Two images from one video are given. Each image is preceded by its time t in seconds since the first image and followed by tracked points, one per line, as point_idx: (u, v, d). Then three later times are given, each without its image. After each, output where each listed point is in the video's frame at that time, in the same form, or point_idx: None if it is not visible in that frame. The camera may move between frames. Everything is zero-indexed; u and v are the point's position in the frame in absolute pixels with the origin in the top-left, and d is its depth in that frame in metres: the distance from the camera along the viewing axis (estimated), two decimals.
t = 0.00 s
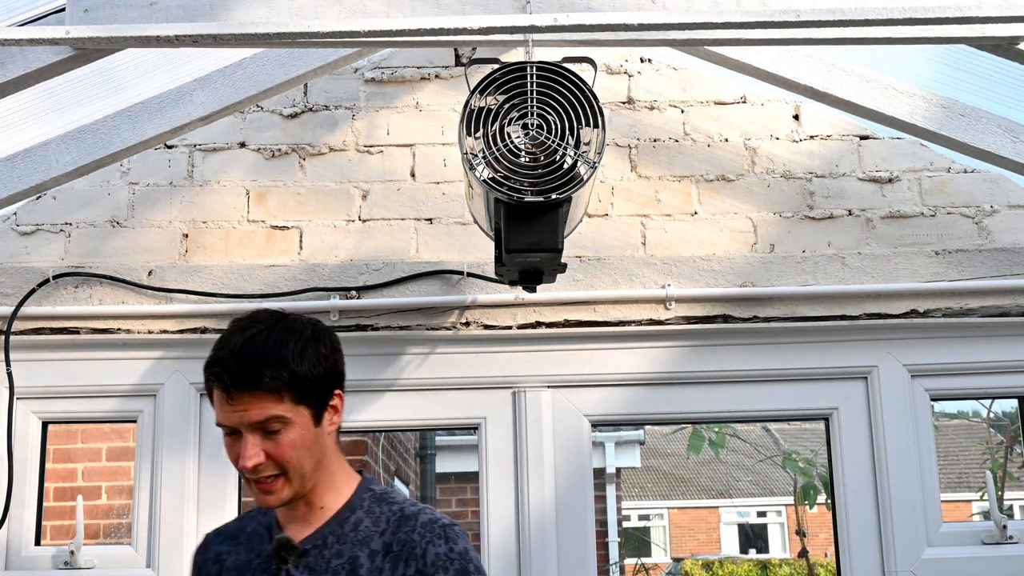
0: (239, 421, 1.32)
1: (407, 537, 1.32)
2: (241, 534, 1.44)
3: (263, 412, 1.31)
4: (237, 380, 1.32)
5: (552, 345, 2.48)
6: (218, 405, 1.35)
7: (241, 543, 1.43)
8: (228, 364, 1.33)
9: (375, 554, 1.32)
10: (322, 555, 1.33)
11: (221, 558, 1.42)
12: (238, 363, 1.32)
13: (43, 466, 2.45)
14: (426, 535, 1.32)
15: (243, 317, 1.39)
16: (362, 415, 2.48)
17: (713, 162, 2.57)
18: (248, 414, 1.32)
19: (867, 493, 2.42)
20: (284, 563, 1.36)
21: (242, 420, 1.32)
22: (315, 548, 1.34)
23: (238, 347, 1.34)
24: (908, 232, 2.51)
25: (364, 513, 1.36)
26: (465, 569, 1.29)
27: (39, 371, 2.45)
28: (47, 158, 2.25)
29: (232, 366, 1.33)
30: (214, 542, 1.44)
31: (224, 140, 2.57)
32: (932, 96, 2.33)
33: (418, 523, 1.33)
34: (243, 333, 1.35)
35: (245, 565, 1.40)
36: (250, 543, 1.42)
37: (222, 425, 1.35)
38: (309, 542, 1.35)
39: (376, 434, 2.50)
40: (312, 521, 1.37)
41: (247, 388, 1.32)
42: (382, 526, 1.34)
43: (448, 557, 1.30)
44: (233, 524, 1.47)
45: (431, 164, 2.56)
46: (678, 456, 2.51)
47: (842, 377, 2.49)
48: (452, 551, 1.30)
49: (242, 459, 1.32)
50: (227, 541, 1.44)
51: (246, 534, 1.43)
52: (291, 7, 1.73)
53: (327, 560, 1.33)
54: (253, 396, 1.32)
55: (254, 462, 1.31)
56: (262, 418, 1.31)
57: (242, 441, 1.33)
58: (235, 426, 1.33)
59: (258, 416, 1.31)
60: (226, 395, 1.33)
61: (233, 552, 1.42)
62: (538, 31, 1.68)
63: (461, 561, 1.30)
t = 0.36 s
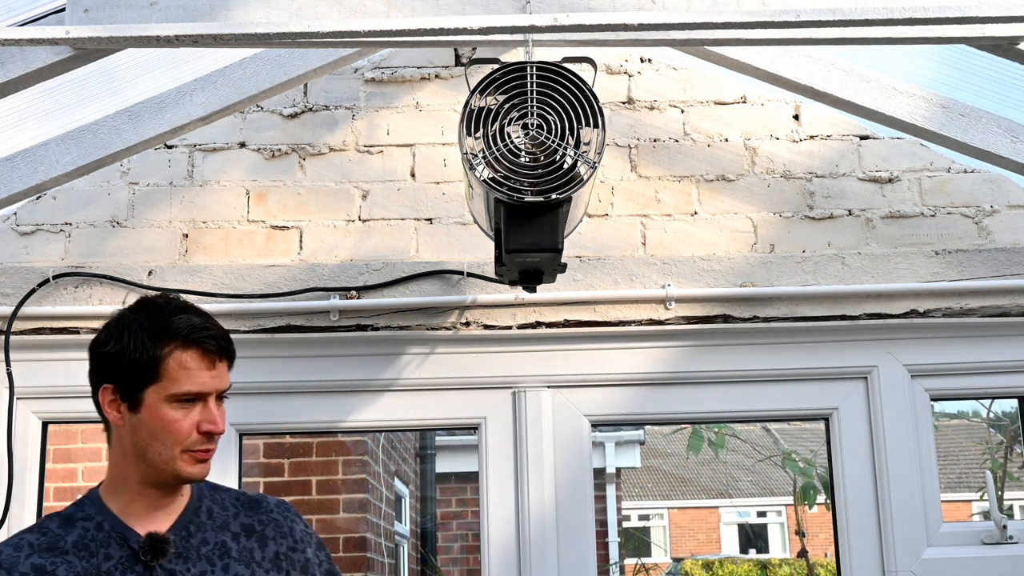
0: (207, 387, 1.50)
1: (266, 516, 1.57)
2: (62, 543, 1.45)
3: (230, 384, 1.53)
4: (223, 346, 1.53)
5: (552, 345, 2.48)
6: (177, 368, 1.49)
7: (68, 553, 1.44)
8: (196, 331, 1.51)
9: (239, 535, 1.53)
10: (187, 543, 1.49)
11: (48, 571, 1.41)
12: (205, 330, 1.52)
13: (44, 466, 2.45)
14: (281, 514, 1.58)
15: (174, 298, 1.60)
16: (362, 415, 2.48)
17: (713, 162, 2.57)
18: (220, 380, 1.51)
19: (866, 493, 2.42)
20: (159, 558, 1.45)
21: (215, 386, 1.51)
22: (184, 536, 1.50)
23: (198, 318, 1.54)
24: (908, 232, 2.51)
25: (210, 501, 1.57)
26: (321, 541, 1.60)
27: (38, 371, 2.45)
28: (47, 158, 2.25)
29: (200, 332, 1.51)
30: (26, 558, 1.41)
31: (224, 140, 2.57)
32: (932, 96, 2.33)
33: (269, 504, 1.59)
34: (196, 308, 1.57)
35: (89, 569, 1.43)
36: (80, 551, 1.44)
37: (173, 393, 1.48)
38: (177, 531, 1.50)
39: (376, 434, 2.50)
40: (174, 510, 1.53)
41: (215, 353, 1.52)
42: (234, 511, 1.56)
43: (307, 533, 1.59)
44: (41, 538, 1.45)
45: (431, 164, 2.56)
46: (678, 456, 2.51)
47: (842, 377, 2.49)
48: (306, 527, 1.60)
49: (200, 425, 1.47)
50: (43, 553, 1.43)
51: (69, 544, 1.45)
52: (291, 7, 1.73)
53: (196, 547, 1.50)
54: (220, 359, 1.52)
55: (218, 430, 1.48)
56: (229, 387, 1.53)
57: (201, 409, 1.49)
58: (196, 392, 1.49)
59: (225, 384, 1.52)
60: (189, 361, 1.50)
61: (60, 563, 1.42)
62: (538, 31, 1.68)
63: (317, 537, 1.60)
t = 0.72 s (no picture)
0: (125, 369, 1.50)
1: (219, 520, 1.62)
2: (38, 543, 1.41)
3: (155, 365, 1.52)
4: (142, 326, 1.54)
5: (552, 345, 2.48)
6: (94, 353, 1.50)
7: (47, 552, 1.41)
8: (112, 316, 1.53)
9: (200, 536, 1.57)
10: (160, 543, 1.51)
11: (31, 570, 1.38)
12: (122, 313, 1.53)
13: (44, 466, 2.45)
14: (230, 519, 1.63)
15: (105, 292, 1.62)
16: (362, 415, 2.48)
17: (713, 162, 2.57)
18: (139, 361, 1.51)
19: (867, 493, 2.42)
20: (144, 553, 1.46)
21: (134, 366, 1.50)
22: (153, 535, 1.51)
23: (118, 304, 1.55)
24: (908, 232, 2.51)
25: (167, 503, 1.59)
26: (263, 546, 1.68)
27: (39, 371, 2.45)
28: (47, 158, 2.25)
29: (117, 315, 1.53)
30: (4, 557, 1.38)
31: (224, 140, 2.57)
32: (932, 96, 2.32)
33: (216, 508, 1.64)
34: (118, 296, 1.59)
35: (73, 567, 1.41)
36: (59, 551, 1.42)
37: (93, 377, 1.49)
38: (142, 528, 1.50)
39: (376, 434, 2.50)
40: (138, 508, 1.53)
41: (134, 335, 1.52)
42: (189, 513, 1.60)
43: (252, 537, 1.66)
44: (13, 538, 1.41)
45: (431, 164, 2.56)
46: (678, 456, 2.51)
47: (841, 377, 2.49)
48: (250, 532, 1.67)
49: (122, 409, 1.47)
50: (21, 553, 1.39)
51: (46, 543, 1.42)
52: (291, 7, 1.73)
53: (167, 547, 1.52)
54: (139, 340, 1.52)
55: (140, 410, 1.47)
56: (150, 370, 1.51)
57: (122, 393, 1.49)
58: (115, 376, 1.49)
59: (145, 367, 1.51)
60: (109, 345, 1.51)
61: (42, 563, 1.40)
62: (538, 31, 1.68)
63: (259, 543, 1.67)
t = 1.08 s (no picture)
0: (194, 388, 1.46)
1: (223, 524, 1.61)
2: (58, 539, 1.39)
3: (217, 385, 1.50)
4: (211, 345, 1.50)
5: (552, 345, 2.48)
6: (162, 367, 1.45)
7: (67, 549, 1.39)
8: (184, 330, 1.48)
9: (206, 540, 1.56)
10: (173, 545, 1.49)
11: (51, 566, 1.36)
12: (193, 330, 1.49)
13: (44, 466, 2.45)
14: (233, 524, 1.63)
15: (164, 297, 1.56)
16: (362, 415, 2.48)
17: (713, 162, 2.57)
18: (205, 381, 1.48)
19: (866, 493, 2.42)
20: (161, 555, 1.45)
21: (201, 386, 1.47)
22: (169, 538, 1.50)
23: (185, 317, 1.50)
24: (908, 232, 2.51)
25: (176, 505, 1.58)
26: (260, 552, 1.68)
27: (39, 371, 2.45)
28: (47, 158, 2.25)
29: (188, 331, 1.48)
30: (26, 552, 1.36)
31: (224, 140, 2.57)
32: (932, 96, 2.32)
33: (219, 512, 1.63)
34: (181, 307, 1.54)
35: (92, 566, 1.39)
36: (78, 548, 1.40)
37: (160, 391, 1.44)
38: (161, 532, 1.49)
39: (376, 434, 2.50)
40: (155, 509, 1.51)
41: (204, 354, 1.48)
42: (195, 516, 1.59)
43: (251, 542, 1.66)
44: (31, 533, 1.38)
45: (430, 164, 2.56)
46: (679, 456, 2.51)
47: (841, 377, 2.49)
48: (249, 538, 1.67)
49: (184, 425, 1.44)
50: (42, 549, 1.37)
51: (66, 540, 1.40)
52: (291, 7, 1.73)
53: (179, 549, 1.51)
54: (207, 361, 1.49)
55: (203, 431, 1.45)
56: (213, 389, 1.49)
57: (185, 409, 1.45)
58: (184, 393, 1.45)
59: (209, 387, 1.48)
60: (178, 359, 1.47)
61: (62, 560, 1.38)
62: (538, 31, 1.68)
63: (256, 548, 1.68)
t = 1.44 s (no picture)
0: (230, 394, 1.49)
1: (245, 519, 1.65)
2: (83, 545, 1.41)
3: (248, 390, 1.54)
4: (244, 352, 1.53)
5: (552, 345, 2.48)
6: (201, 373, 1.47)
7: (92, 555, 1.41)
8: (221, 336, 1.50)
9: (229, 536, 1.60)
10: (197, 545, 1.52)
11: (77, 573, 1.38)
12: (229, 334, 1.51)
13: (44, 466, 2.45)
14: (253, 518, 1.66)
15: (188, 298, 1.57)
16: (363, 415, 2.48)
17: (713, 162, 2.57)
18: (239, 387, 1.51)
19: (867, 493, 2.42)
20: (186, 558, 1.47)
21: (235, 392, 1.50)
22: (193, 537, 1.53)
23: (217, 322, 1.52)
24: (908, 232, 2.51)
25: (197, 502, 1.61)
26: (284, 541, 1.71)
27: (38, 371, 2.45)
28: (47, 158, 2.25)
29: (223, 336, 1.50)
30: (51, 560, 1.38)
31: (224, 140, 2.57)
32: (932, 96, 2.32)
33: (239, 507, 1.67)
34: (210, 311, 1.55)
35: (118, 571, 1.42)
36: (103, 554, 1.42)
37: (197, 398, 1.47)
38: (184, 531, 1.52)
39: (376, 434, 2.50)
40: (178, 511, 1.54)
41: (238, 358, 1.51)
42: (217, 511, 1.62)
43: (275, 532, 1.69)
44: (56, 540, 1.40)
45: (430, 164, 2.56)
46: (678, 456, 2.51)
47: (842, 377, 2.49)
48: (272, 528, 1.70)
49: (220, 431, 1.48)
50: (66, 556, 1.39)
51: (90, 546, 1.42)
52: (291, 6, 1.73)
53: (203, 548, 1.54)
54: (240, 365, 1.52)
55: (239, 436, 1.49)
56: (244, 393, 1.53)
57: (220, 415, 1.49)
58: (220, 399, 1.48)
59: (241, 391, 1.52)
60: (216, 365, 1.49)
61: (88, 566, 1.40)
62: (538, 31, 1.68)
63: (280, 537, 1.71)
